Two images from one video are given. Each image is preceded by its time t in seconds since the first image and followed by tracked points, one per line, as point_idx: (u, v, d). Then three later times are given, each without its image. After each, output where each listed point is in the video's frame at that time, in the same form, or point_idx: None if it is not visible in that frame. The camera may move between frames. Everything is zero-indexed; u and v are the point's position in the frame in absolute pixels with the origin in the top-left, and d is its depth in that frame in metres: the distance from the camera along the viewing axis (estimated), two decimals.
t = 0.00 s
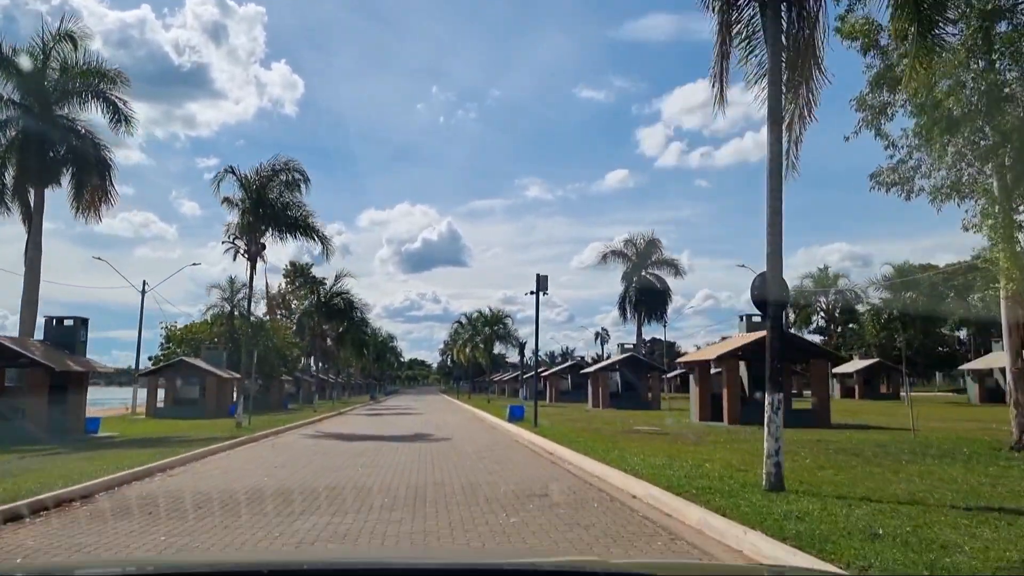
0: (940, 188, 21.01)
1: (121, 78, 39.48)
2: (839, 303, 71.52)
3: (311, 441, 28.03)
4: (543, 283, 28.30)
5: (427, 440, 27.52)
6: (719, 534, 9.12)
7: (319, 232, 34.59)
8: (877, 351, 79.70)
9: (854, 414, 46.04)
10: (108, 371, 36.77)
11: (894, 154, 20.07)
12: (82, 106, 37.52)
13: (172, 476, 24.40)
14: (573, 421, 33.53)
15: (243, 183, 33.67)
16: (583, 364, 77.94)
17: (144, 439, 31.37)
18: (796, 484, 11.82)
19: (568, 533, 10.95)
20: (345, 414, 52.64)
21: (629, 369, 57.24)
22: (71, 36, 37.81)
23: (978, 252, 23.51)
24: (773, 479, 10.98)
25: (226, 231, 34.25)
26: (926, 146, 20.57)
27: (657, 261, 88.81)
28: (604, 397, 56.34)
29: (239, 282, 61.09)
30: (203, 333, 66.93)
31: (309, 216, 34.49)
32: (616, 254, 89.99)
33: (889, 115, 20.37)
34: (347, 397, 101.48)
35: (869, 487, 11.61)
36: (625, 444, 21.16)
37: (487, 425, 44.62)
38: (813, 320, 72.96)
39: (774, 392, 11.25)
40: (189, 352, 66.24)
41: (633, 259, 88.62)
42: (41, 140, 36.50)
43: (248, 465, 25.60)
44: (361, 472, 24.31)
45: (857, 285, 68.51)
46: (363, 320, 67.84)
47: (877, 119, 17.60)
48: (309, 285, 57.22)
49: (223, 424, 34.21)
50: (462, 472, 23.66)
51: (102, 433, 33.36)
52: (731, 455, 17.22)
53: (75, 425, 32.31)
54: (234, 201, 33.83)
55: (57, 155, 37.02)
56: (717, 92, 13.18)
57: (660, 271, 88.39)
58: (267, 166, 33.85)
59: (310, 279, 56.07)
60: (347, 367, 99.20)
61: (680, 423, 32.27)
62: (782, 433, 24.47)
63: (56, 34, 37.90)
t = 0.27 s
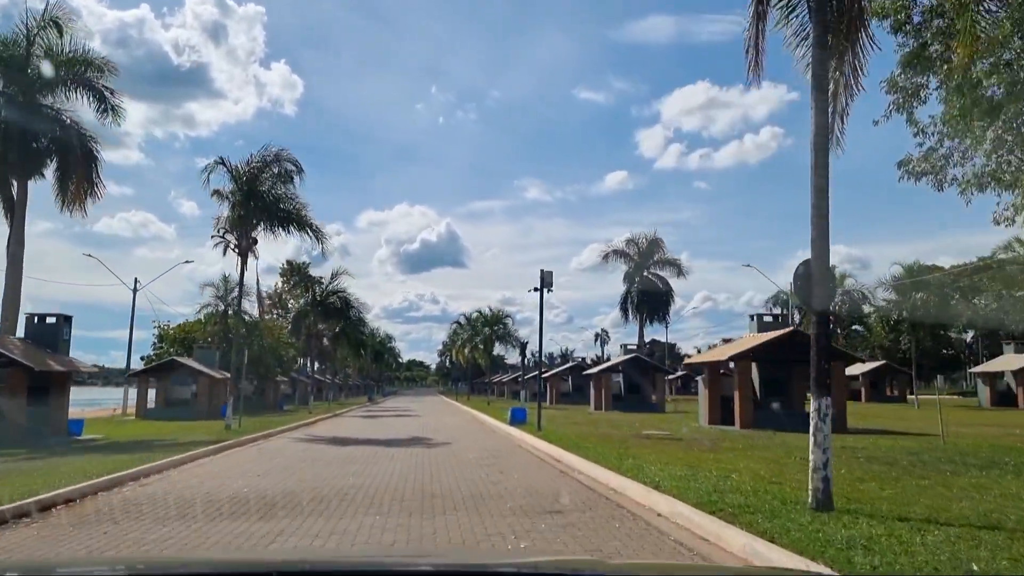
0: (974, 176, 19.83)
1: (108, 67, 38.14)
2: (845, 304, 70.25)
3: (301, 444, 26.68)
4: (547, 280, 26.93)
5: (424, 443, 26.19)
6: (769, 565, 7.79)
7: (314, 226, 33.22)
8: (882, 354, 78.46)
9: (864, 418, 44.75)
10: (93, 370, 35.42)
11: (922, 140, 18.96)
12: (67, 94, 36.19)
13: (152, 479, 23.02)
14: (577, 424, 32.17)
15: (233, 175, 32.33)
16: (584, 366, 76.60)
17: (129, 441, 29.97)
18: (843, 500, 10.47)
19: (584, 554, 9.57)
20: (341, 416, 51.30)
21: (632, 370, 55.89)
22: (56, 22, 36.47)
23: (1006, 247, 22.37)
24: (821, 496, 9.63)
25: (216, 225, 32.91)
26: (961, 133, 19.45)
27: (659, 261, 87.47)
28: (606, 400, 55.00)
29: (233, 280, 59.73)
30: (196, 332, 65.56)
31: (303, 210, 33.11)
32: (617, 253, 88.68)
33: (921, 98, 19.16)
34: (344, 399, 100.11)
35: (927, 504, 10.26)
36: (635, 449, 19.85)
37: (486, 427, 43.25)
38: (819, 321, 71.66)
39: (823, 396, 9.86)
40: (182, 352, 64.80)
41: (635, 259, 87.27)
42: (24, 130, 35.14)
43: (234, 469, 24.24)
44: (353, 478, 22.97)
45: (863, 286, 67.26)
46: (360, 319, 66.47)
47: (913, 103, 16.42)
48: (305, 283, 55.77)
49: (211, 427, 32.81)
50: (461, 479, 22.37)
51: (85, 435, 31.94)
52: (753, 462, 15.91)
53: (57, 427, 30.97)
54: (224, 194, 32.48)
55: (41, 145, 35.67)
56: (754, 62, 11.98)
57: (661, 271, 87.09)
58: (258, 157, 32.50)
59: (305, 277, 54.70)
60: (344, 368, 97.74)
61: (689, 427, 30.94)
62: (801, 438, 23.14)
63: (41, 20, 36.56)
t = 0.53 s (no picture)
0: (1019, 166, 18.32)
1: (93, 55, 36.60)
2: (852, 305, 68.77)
3: (291, 448, 25.21)
4: (552, 276, 25.39)
5: (421, 448, 24.74)
6: None
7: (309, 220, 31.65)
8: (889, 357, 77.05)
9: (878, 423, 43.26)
10: (76, 371, 33.90)
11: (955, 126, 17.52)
12: (51, 84, 34.73)
13: (131, 482, 21.58)
14: (581, 429, 30.67)
15: (223, 166, 30.81)
16: (586, 368, 75.15)
17: (110, 446, 28.44)
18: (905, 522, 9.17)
19: None
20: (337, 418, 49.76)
21: (636, 372, 54.36)
22: (40, 8, 34.87)
23: None
24: (887, 522, 8.34)
25: (205, 219, 31.38)
26: (1005, 117, 17.95)
27: (662, 262, 86.09)
28: (609, 403, 53.46)
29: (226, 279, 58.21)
30: (189, 332, 64.04)
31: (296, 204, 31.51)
32: (619, 254, 87.24)
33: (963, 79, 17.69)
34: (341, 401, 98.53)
35: (1004, 524, 8.99)
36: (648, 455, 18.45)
37: (487, 431, 41.72)
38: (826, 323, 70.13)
39: (887, 401, 8.53)
40: (175, 353, 63.25)
41: (638, 260, 85.93)
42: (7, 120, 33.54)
43: (219, 472, 22.81)
44: (346, 483, 21.56)
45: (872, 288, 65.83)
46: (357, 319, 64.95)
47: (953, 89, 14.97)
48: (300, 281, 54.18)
49: (199, 430, 31.29)
50: (460, 484, 20.96)
51: (65, 439, 30.41)
52: (782, 472, 14.51)
53: (36, 429, 29.45)
54: (214, 186, 30.93)
55: (23, 136, 34.12)
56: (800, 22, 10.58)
57: (664, 272, 85.66)
58: (248, 148, 30.97)
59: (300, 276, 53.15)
60: (341, 369, 96.37)
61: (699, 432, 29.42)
62: (825, 446, 21.61)
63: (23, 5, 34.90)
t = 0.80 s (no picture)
0: None
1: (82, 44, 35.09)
2: (860, 305, 67.25)
3: (280, 454, 23.79)
4: (557, 272, 23.90)
5: (419, 454, 23.34)
6: None
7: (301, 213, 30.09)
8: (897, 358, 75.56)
9: (892, 426, 41.75)
10: (57, 372, 32.39)
11: (995, 108, 16.09)
12: (33, 73, 33.29)
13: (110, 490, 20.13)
14: (587, 433, 29.20)
15: (210, 157, 29.30)
16: (588, 369, 73.65)
17: (90, 452, 26.96)
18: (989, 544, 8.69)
19: None
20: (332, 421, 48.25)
21: (640, 372, 52.84)
22: None
23: None
24: (981, 547, 7.89)
25: (191, 212, 29.88)
26: None
27: (665, 261, 84.64)
28: (612, 404, 51.93)
29: (219, 278, 56.67)
30: (181, 332, 62.51)
31: (288, 198, 29.95)
32: (621, 252, 85.75)
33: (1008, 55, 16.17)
34: (337, 403, 96.98)
35: None
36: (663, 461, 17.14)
37: (487, 434, 40.21)
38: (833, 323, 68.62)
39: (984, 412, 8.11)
40: (166, 354, 61.73)
41: (640, 259, 84.46)
42: None
43: (203, 478, 21.39)
44: (339, 488, 20.17)
45: (881, 286, 64.36)
46: (353, 318, 63.45)
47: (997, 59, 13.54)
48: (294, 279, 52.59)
49: (185, 435, 29.82)
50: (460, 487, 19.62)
51: (43, 444, 28.92)
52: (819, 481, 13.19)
53: (13, 433, 27.96)
54: (200, 178, 29.42)
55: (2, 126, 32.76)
56: None
57: (667, 271, 84.20)
58: (236, 138, 29.44)
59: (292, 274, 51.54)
60: (338, 370, 94.86)
61: (711, 435, 27.92)
62: (850, 453, 20.14)
63: None
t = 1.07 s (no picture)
0: None
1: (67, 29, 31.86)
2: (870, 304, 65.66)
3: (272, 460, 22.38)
4: (565, 265, 22.42)
5: (418, 458, 21.89)
6: None
7: (294, 207, 28.59)
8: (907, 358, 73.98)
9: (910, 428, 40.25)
10: (38, 373, 30.92)
11: None
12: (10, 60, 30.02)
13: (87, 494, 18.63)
14: (596, 436, 27.70)
15: (198, 146, 27.86)
16: (591, 370, 72.15)
17: (70, 457, 25.49)
18: None
19: None
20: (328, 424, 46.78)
21: (645, 372, 51.32)
22: None
23: None
24: None
25: (178, 205, 28.43)
26: None
27: (669, 260, 83.21)
28: (617, 406, 50.41)
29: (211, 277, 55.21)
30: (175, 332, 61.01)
31: (281, 190, 28.45)
32: (624, 251, 84.26)
33: None
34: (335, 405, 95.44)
35: None
36: (687, 468, 15.71)
37: (490, 438, 38.71)
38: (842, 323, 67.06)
39: None
40: (159, 354, 60.21)
41: (643, 258, 83.02)
42: None
43: (190, 484, 20.03)
44: (334, 491, 18.80)
45: (891, 285, 62.80)
46: (350, 317, 61.92)
47: (1022, 21, 11.74)
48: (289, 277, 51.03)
49: (172, 439, 28.35)
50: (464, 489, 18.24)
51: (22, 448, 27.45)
52: (869, 493, 11.79)
53: None
54: (188, 168, 27.96)
55: None
56: None
57: (671, 270, 82.72)
58: (227, 126, 27.98)
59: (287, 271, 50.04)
60: (337, 371, 93.39)
61: (727, 440, 26.38)
62: (882, 458, 18.66)
63: None
